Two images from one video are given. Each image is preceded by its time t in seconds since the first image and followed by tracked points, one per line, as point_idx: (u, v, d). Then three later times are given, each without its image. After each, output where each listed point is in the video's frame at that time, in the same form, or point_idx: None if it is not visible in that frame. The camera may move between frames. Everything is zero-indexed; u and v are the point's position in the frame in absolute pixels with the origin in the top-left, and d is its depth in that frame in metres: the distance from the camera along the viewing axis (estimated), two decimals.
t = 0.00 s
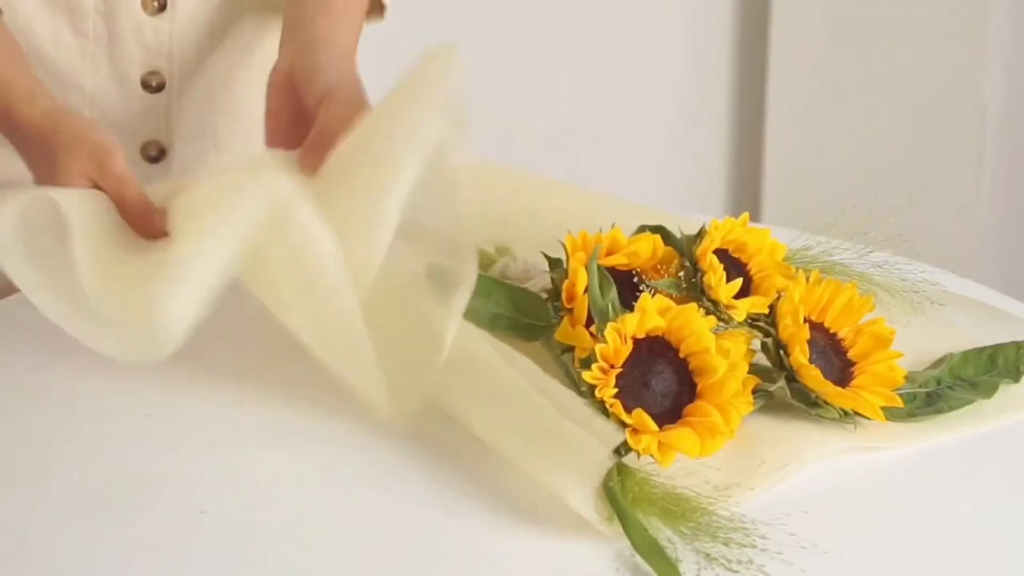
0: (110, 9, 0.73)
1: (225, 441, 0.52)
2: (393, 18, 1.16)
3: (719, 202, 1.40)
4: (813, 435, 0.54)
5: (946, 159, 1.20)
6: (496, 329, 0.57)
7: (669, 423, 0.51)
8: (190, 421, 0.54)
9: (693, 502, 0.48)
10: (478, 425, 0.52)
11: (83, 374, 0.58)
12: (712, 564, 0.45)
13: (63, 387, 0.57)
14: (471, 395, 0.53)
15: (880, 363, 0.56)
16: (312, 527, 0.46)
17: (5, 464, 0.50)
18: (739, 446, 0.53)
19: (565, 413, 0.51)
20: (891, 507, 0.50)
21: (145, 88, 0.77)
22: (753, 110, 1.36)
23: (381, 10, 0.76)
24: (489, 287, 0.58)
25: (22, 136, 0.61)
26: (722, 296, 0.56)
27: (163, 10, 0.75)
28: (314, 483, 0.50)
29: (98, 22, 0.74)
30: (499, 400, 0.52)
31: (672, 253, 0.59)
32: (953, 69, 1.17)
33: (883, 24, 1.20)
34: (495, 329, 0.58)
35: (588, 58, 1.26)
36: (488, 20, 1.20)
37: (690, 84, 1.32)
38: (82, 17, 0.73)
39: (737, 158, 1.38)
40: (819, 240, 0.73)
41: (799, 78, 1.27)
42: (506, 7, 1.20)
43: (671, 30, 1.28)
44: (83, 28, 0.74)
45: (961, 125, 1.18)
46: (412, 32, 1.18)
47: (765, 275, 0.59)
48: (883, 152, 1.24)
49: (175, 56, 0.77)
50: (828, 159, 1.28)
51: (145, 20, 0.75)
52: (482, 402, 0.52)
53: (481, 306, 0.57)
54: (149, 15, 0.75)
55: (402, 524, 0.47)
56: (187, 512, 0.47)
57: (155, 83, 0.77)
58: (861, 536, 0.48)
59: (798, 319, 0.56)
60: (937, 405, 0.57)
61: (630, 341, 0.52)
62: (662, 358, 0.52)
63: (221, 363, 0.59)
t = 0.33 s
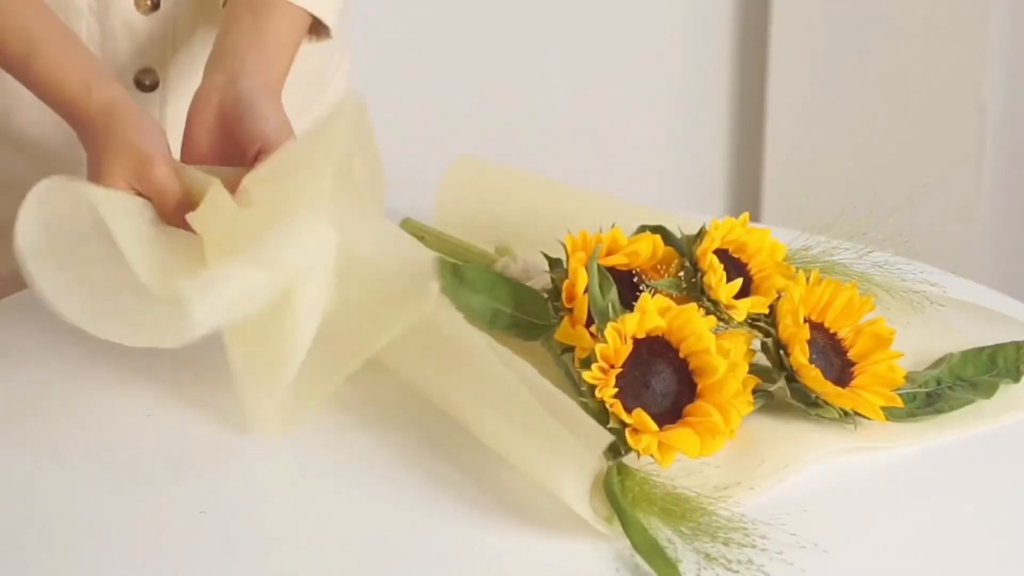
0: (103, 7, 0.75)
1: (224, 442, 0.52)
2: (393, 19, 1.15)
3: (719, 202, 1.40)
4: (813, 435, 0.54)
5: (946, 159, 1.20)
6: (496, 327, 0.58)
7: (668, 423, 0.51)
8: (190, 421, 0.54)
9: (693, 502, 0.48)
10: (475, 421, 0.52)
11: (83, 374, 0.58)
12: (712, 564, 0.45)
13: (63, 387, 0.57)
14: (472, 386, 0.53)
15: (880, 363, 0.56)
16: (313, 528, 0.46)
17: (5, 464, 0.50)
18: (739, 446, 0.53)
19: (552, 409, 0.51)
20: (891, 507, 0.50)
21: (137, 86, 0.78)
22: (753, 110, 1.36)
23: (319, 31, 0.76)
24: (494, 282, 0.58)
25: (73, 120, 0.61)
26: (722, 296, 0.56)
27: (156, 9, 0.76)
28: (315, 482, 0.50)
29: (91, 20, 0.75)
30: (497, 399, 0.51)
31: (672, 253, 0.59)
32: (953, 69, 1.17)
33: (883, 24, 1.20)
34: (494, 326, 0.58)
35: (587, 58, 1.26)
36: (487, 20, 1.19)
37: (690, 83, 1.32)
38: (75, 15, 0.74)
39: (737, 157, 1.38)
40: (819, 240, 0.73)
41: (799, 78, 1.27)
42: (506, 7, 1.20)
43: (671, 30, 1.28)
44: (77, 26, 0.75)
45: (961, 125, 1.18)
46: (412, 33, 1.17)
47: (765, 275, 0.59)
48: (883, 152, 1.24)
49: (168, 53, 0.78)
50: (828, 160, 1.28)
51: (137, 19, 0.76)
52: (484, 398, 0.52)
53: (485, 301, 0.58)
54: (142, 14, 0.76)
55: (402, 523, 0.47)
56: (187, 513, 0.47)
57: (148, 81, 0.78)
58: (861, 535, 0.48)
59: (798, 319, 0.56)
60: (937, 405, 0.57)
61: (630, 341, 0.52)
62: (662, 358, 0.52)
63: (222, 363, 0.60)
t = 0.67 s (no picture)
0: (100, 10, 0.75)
1: (223, 442, 0.52)
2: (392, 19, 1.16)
3: (719, 202, 1.40)
4: (813, 435, 0.54)
5: (946, 159, 1.20)
6: (495, 326, 0.58)
7: (668, 423, 0.51)
8: (190, 421, 0.54)
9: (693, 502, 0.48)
10: (482, 428, 0.52)
11: (84, 374, 0.58)
12: (712, 564, 0.45)
13: (63, 387, 0.57)
14: (485, 394, 0.52)
15: (879, 363, 0.56)
16: (314, 527, 0.47)
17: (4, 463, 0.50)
18: (739, 446, 0.53)
19: (562, 421, 0.51)
20: (891, 507, 0.50)
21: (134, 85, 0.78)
22: (753, 110, 1.36)
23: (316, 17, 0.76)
24: (491, 282, 0.58)
25: (84, 129, 0.62)
26: (722, 296, 0.56)
27: (152, 9, 0.77)
28: (313, 482, 0.50)
29: (88, 21, 0.75)
30: (512, 410, 0.51)
31: (672, 253, 0.59)
32: (953, 69, 1.17)
33: (883, 24, 1.20)
34: (494, 324, 0.58)
35: (587, 58, 1.26)
36: (487, 20, 1.19)
37: (690, 83, 1.32)
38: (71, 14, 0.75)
39: (737, 157, 1.38)
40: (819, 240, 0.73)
41: (799, 78, 1.27)
42: (505, 7, 1.20)
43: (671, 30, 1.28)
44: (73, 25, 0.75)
45: (961, 125, 1.18)
46: (411, 33, 1.17)
47: (765, 276, 0.59)
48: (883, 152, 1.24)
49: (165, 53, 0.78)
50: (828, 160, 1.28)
51: (134, 19, 0.76)
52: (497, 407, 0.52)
53: (484, 301, 0.58)
54: (137, 14, 0.76)
55: (402, 523, 0.47)
56: (186, 512, 0.47)
57: (145, 81, 0.78)
58: (861, 535, 0.48)
59: (798, 319, 0.56)
60: (938, 405, 0.57)
61: (630, 341, 0.52)
62: (662, 358, 0.52)
63: (222, 363, 0.60)
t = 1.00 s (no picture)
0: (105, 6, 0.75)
1: (223, 442, 0.52)
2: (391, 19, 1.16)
3: (719, 201, 1.40)
4: (813, 435, 0.54)
5: (946, 159, 1.20)
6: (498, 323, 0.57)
7: (668, 422, 0.51)
8: (190, 421, 0.54)
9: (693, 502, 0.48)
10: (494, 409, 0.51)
11: (85, 372, 0.58)
12: (712, 564, 0.45)
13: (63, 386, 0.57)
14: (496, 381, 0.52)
15: (880, 363, 0.56)
16: (314, 527, 0.46)
17: (5, 462, 0.50)
18: (739, 446, 0.53)
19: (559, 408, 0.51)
20: (891, 507, 0.50)
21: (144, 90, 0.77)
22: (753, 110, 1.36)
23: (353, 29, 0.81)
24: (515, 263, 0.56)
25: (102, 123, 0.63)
26: (723, 296, 0.56)
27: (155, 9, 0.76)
28: (311, 481, 0.50)
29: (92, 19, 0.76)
30: (516, 387, 0.52)
31: (673, 253, 0.59)
32: (953, 68, 1.17)
33: (883, 24, 1.20)
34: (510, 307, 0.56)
35: (587, 57, 1.26)
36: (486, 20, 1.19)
37: (690, 83, 1.32)
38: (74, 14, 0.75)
39: (737, 157, 1.38)
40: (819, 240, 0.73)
41: (799, 78, 1.27)
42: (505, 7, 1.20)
43: (670, 30, 1.28)
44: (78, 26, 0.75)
45: (961, 125, 1.18)
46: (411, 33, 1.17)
47: (765, 275, 0.59)
48: (883, 152, 1.24)
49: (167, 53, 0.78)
50: (828, 160, 1.28)
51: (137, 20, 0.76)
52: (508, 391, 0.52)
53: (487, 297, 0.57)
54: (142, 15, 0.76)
55: (403, 524, 0.47)
56: (186, 513, 0.47)
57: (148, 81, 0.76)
58: (861, 536, 0.48)
59: (799, 319, 0.56)
60: (937, 405, 0.57)
61: (631, 340, 0.52)
62: (662, 357, 0.52)
63: (222, 363, 0.60)
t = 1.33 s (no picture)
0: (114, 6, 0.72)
1: (222, 442, 0.52)
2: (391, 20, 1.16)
3: (719, 202, 1.40)
4: (813, 435, 0.54)
5: (946, 159, 1.20)
6: (501, 325, 0.57)
7: (668, 423, 0.51)
8: (191, 421, 0.54)
9: (692, 502, 0.48)
10: (466, 392, 0.52)
11: (86, 373, 0.58)
12: (712, 564, 0.45)
13: (63, 387, 0.57)
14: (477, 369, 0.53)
15: (880, 363, 0.56)
16: (314, 527, 0.46)
17: (5, 462, 0.50)
18: (738, 447, 0.53)
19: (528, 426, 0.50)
20: (890, 507, 0.50)
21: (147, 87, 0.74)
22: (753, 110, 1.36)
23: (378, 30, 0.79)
24: (498, 283, 0.57)
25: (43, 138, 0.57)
26: (722, 296, 0.56)
27: (165, 9, 0.73)
28: (311, 481, 0.50)
29: (101, 20, 0.72)
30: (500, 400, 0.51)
31: (672, 253, 0.59)
32: (953, 68, 1.17)
33: (883, 24, 1.20)
34: (498, 325, 0.57)
35: (587, 57, 1.26)
36: (486, 21, 1.19)
37: (690, 83, 1.32)
38: (84, 16, 0.72)
39: (737, 157, 1.38)
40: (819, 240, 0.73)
41: (799, 78, 1.27)
42: (505, 7, 1.20)
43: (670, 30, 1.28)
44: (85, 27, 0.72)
45: (961, 125, 1.18)
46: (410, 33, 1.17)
47: (765, 276, 0.59)
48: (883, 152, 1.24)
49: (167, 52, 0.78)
50: (828, 160, 1.28)
51: (148, 22, 0.73)
52: (486, 383, 0.52)
53: (489, 301, 0.57)
54: (153, 16, 0.73)
55: (402, 524, 0.47)
56: (185, 513, 0.47)
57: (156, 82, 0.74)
58: (861, 535, 0.48)
59: (798, 319, 0.56)
60: (937, 405, 0.57)
61: (630, 341, 0.52)
62: (662, 358, 0.52)
63: (222, 363, 0.60)
